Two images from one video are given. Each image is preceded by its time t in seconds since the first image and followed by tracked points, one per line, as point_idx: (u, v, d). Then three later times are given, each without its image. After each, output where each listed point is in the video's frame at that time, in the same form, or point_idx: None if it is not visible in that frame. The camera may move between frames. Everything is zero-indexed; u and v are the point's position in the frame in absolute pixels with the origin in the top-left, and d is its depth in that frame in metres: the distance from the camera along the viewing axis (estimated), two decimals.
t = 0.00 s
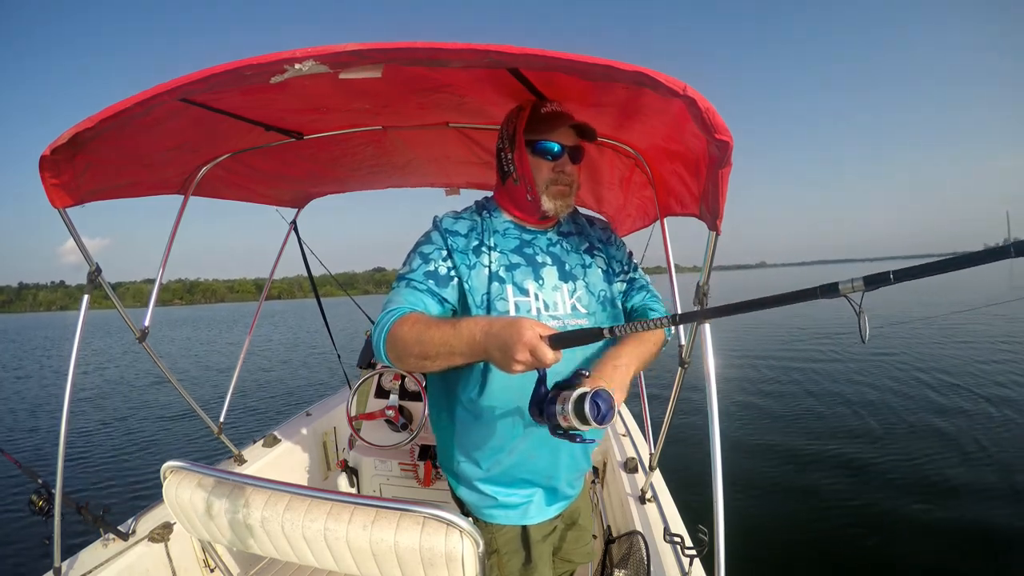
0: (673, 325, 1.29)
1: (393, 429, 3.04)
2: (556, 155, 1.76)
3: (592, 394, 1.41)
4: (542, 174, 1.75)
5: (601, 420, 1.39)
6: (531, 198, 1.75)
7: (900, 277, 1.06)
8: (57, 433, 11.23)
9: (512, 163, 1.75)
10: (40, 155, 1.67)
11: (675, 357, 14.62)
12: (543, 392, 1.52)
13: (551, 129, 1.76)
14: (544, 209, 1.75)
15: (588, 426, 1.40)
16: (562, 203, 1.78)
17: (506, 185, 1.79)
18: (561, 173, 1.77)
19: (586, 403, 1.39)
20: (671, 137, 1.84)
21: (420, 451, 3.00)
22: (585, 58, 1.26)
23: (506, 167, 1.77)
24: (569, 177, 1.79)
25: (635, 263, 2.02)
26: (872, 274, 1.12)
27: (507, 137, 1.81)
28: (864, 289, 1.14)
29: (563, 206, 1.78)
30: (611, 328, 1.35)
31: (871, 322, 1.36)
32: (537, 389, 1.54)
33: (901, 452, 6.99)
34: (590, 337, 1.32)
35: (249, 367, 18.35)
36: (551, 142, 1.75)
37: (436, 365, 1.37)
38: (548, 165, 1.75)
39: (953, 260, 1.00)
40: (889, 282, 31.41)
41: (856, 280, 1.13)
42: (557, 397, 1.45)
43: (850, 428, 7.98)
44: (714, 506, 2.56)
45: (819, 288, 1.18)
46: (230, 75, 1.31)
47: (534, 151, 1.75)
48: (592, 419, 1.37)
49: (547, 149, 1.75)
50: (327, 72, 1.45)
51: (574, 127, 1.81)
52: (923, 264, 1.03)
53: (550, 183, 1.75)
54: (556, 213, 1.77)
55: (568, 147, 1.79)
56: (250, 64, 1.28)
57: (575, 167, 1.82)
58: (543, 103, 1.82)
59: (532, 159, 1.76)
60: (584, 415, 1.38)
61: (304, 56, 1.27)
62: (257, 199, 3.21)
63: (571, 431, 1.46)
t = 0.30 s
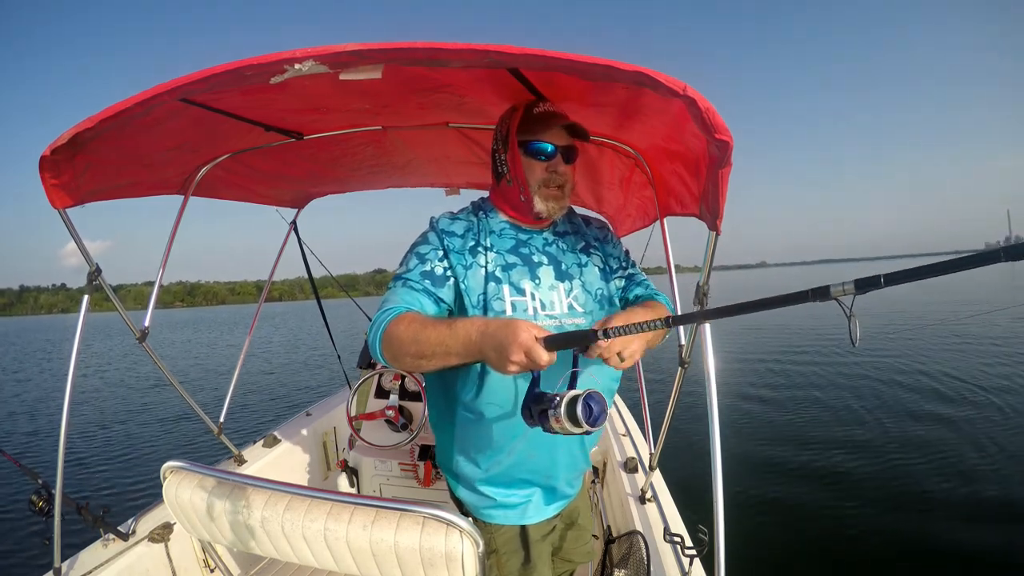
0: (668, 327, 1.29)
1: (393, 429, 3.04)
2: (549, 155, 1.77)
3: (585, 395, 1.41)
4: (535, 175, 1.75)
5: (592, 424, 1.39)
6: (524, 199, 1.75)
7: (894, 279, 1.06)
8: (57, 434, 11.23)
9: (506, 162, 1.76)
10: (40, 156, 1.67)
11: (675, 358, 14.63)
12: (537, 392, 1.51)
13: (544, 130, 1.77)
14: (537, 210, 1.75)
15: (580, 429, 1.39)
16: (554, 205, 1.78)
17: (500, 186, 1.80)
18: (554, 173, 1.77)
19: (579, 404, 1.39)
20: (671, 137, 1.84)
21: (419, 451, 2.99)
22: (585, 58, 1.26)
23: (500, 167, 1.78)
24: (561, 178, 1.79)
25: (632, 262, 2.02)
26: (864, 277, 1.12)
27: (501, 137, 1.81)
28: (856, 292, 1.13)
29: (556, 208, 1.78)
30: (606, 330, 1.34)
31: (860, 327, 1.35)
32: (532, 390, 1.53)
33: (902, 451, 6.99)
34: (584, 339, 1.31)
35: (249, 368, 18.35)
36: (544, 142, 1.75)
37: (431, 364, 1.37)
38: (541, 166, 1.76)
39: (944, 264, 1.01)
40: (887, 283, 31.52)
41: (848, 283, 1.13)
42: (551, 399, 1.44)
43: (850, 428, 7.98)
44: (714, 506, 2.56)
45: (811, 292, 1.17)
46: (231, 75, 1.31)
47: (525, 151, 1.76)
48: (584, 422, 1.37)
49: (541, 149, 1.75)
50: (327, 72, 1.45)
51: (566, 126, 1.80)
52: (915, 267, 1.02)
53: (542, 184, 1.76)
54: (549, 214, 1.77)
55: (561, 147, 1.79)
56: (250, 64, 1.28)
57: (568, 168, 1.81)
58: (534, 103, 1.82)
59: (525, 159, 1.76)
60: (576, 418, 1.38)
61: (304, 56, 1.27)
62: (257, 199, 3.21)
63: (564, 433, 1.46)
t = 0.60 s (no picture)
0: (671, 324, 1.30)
1: (393, 429, 3.04)
2: (547, 154, 1.76)
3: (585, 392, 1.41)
4: (533, 174, 1.75)
5: (592, 419, 1.40)
6: (524, 198, 1.75)
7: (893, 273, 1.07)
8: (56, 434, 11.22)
9: (504, 162, 1.76)
10: (40, 156, 1.67)
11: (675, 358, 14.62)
12: (541, 391, 1.53)
13: (541, 129, 1.77)
14: (537, 209, 1.76)
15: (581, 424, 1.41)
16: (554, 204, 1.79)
17: (499, 186, 1.80)
18: (553, 172, 1.77)
19: (578, 400, 1.40)
20: (671, 137, 1.84)
21: (420, 451, 2.99)
22: (585, 58, 1.26)
23: (499, 167, 1.78)
24: (560, 176, 1.79)
25: (631, 263, 2.02)
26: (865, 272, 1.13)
27: (499, 137, 1.82)
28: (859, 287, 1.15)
29: (556, 206, 1.79)
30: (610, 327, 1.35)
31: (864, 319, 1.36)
32: (536, 389, 1.55)
33: (902, 452, 6.98)
34: (587, 337, 1.32)
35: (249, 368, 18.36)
36: (542, 141, 1.75)
37: (434, 366, 1.37)
38: (540, 165, 1.75)
39: (945, 258, 1.02)
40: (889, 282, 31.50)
41: (852, 277, 1.14)
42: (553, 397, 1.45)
43: (850, 428, 7.97)
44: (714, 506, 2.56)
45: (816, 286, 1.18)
46: (231, 75, 1.31)
47: (525, 151, 1.76)
48: (585, 418, 1.38)
49: (539, 148, 1.75)
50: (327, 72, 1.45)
51: (563, 124, 1.81)
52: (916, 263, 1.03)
53: (542, 183, 1.76)
54: (549, 213, 1.78)
55: (559, 146, 1.79)
56: (250, 64, 1.28)
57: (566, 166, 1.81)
58: (532, 103, 1.82)
59: (524, 159, 1.76)
60: (577, 414, 1.39)
61: (304, 56, 1.27)
62: (257, 199, 3.21)
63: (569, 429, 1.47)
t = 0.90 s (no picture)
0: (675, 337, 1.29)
1: (393, 429, 3.04)
2: (517, 153, 1.79)
3: (576, 408, 1.45)
4: (504, 174, 1.80)
5: (583, 434, 1.44)
6: (498, 198, 1.84)
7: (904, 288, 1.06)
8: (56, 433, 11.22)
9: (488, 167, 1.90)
10: (40, 156, 1.67)
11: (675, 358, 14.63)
12: (536, 403, 1.51)
13: (514, 130, 1.81)
14: (509, 208, 1.80)
15: (573, 439, 1.43)
16: (527, 202, 1.80)
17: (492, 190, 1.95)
18: (522, 170, 1.78)
19: (569, 418, 1.43)
20: (671, 137, 1.84)
21: (420, 451, 2.99)
22: (585, 58, 1.26)
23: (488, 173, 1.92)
24: (528, 173, 1.78)
25: (634, 263, 2.01)
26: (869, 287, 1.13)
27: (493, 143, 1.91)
28: (862, 301, 1.15)
29: (528, 204, 1.79)
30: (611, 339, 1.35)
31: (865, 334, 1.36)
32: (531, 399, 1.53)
33: (902, 453, 6.98)
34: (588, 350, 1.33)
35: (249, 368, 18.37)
36: (511, 140, 1.80)
37: (434, 369, 1.37)
38: (509, 164, 1.79)
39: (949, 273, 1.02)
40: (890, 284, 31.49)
41: (854, 292, 1.14)
42: (545, 410, 1.47)
43: (851, 428, 7.97)
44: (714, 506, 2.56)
45: (819, 301, 1.18)
46: (230, 75, 1.31)
47: (503, 152, 1.80)
48: (575, 433, 1.41)
49: (508, 147, 1.80)
50: (327, 72, 1.45)
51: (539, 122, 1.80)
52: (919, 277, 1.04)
53: (512, 181, 1.79)
54: (521, 211, 1.79)
55: (530, 143, 1.79)
56: (250, 64, 1.28)
57: (542, 163, 1.79)
58: (528, 100, 1.82)
59: (497, 160, 1.83)
60: (567, 429, 1.42)
61: (304, 56, 1.27)
62: (257, 199, 3.21)
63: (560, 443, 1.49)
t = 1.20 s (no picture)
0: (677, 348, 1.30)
1: (393, 429, 3.04)
2: (467, 164, 1.79)
3: (590, 412, 1.40)
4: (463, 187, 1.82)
5: (597, 437, 1.38)
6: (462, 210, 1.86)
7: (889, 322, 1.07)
8: (55, 432, 11.21)
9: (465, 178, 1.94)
10: (40, 155, 1.66)
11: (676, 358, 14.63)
12: (545, 405, 1.53)
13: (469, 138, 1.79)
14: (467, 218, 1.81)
15: (587, 442, 1.39)
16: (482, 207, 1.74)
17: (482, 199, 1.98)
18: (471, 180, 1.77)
19: (585, 417, 1.38)
20: (671, 137, 1.84)
21: (419, 451, 2.99)
22: (585, 58, 1.26)
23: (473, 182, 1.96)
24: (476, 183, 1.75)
25: (636, 264, 1.93)
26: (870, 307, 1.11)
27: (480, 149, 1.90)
28: (861, 322, 1.12)
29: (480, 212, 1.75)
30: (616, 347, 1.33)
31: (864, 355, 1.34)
32: (538, 403, 1.55)
33: (903, 454, 6.98)
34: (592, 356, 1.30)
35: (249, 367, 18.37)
36: (463, 151, 1.80)
37: (439, 377, 1.37)
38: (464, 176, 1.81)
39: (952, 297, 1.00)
40: (892, 284, 31.43)
41: (854, 312, 1.12)
42: (558, 413, 1.45)
43: (852, 429, 7.97)
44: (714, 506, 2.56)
45: (818, 320, 1.16)
46: (230, 75, 1.31)
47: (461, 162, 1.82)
48: (589, 436, 1.37)
49: (462, 160, 1.81)
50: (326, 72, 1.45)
51: (483, 128, 1.75)
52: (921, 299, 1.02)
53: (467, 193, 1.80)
54: (477, 220, 1.77)
55: (477, 152, 1.76)
56: (249, 64, 1.28)
57: (489, 169, 1.74)
58: (487, 105, 1.80)
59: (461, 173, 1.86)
60: (580, 431, 1.38)
61: (303, 56, 1.27)
62: (257, 199, 3.21)
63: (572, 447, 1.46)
